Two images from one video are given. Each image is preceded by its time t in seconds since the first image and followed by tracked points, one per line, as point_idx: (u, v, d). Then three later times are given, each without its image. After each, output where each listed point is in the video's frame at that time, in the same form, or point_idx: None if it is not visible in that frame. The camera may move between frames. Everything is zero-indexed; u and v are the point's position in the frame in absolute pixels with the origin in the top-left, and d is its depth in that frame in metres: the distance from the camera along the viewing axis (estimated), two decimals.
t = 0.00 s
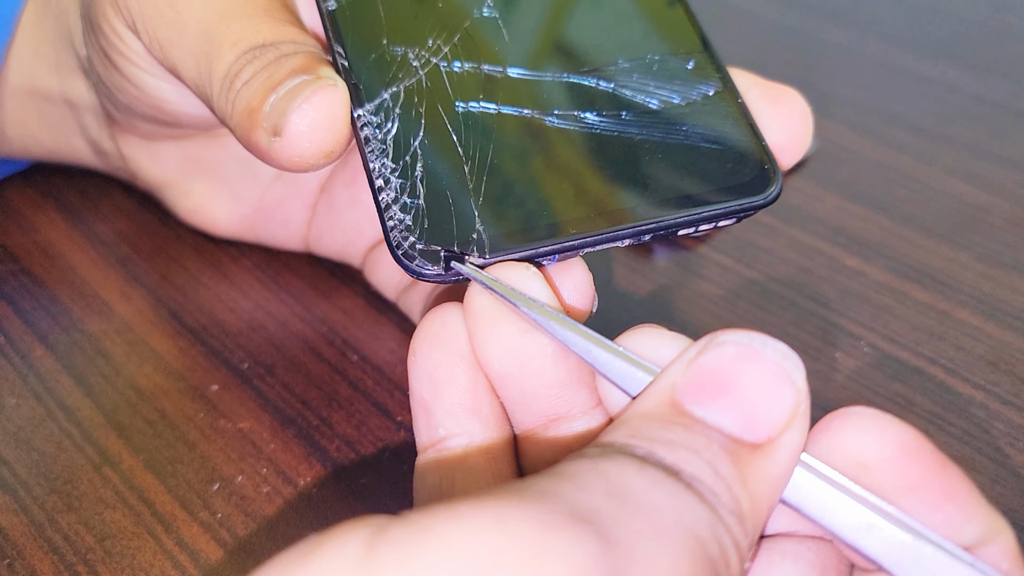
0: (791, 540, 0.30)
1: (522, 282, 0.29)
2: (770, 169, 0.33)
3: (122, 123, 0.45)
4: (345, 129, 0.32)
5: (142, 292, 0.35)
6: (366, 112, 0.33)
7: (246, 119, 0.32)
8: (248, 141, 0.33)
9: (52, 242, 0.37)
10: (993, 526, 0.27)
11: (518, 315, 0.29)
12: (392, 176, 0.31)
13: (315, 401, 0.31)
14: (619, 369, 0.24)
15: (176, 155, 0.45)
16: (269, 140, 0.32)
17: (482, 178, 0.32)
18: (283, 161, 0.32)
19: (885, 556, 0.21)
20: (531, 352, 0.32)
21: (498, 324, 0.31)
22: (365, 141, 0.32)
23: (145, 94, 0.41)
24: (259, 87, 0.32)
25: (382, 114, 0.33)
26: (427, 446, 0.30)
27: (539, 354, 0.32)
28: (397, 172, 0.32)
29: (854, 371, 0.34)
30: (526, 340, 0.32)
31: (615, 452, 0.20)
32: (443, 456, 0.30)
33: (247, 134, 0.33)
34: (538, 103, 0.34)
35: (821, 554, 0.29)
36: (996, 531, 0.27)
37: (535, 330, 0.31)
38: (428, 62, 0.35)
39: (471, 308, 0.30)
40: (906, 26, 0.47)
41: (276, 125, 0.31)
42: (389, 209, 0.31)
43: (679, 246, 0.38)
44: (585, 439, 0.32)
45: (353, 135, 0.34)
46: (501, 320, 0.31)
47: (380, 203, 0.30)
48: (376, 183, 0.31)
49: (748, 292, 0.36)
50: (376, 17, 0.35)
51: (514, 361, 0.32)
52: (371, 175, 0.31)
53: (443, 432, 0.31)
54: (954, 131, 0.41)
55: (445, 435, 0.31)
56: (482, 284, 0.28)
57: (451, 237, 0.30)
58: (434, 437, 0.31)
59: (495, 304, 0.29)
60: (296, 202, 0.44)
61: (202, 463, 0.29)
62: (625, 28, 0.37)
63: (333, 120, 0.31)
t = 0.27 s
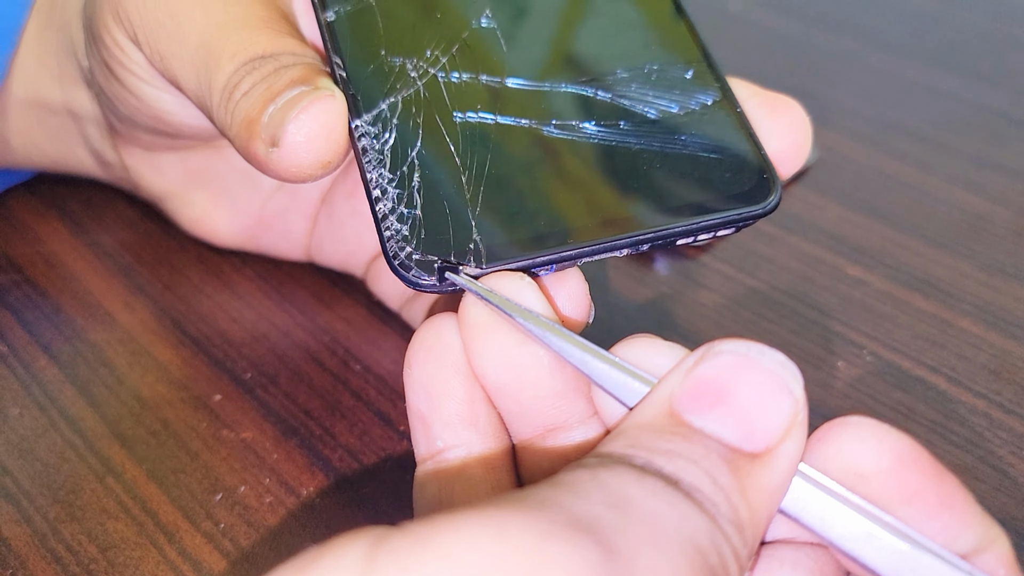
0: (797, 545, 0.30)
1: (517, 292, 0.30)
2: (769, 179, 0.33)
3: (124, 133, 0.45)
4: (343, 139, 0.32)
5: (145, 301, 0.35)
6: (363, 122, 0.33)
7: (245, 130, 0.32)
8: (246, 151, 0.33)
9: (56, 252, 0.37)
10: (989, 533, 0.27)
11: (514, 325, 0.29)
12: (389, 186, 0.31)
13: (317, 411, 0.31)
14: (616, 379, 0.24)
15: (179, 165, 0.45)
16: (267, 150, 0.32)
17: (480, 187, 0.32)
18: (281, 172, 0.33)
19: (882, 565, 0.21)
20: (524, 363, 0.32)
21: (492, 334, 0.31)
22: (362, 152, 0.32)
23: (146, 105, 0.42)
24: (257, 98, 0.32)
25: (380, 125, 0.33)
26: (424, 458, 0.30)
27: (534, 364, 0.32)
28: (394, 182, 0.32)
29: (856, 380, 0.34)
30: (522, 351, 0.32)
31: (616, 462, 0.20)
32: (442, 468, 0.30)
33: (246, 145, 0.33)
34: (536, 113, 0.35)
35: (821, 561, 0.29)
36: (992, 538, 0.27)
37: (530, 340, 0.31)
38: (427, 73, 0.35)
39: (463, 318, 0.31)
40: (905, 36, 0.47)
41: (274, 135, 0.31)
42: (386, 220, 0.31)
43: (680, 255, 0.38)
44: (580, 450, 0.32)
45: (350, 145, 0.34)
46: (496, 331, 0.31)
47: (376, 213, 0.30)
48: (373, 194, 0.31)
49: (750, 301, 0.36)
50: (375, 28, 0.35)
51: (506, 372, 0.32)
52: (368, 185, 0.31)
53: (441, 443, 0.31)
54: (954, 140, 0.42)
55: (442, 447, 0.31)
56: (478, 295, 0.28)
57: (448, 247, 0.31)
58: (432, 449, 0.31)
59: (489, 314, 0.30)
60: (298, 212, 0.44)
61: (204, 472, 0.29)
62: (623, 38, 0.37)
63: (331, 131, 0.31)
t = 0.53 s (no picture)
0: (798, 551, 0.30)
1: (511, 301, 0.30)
2: (771, 184, 0.33)
3: (125, 141, 0.45)
4: (341, 148, 0.32)
5: (147, 309, 0.35)
6: (362, 131, 0.33)
7: (243, 138, 0.32)
8: (245, 159, 0.33)
9: (57, 261, 0.37)
10: (990, 539, 0.27)
11: (511, 335, 0.29)
12: (388, 195, 0.31)
13: (319, 419, 0.31)
14: (615, 389, 0.24)
15: (181, 173, 0.45)
16: (265, 159, 0.32)
17: (479, 197, 0.32)
18: (279, 180, 0.33)
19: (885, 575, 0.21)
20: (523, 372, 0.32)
21: (490, 343, 0.31)
22: (361, 160, 0.32)
23: (145, 113, 0.42)
24: (256, 107, 0.32)
25: (379, 133, 0.33)
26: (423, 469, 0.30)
27: (532, 373, 0.32)
28: (392, 191, 0.31)
29: (859, 387, 0.34)
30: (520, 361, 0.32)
31: (615, 471, 0.20)
32: (441, 479, 0.30)
33: (244, 153, 0.33)
34: (536, 120, 0.34)
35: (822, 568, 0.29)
36: (993, 544, 0.27)
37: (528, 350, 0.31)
38: (426, 81, 0.35)
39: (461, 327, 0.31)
40: (905, 42, 0.47)
41: (272, 143, 0.31)
42: (384, 228, 0.31)
43: (683, 263, 0.38)
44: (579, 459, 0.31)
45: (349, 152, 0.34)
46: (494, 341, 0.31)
47: (375, 222, 0.30)
48: (371, 203, 0.31)
49: (752, 308, 0.36)
50: (374, 37, 0.35)
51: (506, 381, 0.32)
52: (367, 194, 0.31)
53: (441, 455, 0.31)
54: (956, 146, 0.42)
55: (441, 457, 0.31)
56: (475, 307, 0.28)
57: (447, 256, 0.31)
58: (431, 460, 0.31)
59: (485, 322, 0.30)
60: (300, 219, 0.44)
61: (207, 481, 0.29)
62: (622, 45, 0.37)
63: (330, 140, 0.31)
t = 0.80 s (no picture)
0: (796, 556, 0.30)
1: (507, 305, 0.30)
2: (774, 180, 0.33)
3: (130, 141, 0.45)
4: (351, 147, 0.32)
5: (149, 310, 0.35)
6: (371, 131, 0.33)
7: (252, 136, 0.32)
8: (253, 158, 0.33)
9: (60, 262, 0.37)
10: (988, 547, 0.27)
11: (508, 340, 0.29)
12: (398, 194, 0.32)
13: (320, 420, 0.31)
14: (614, 398, 0.24)
15: (184, 175, 0.45)
16: (275, 157, 0.32)
17: (486, 195, 0.32)
18: (289, 178, 0.33)
19: None
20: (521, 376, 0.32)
21: (486, 347, 0.31)
22: (371, 160, 0.32)
23: (151, 110, 0.42)
24: (265, 105, 0.32)
25: (387, 133, 0.33)
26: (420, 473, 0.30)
27: (529, 379, 0.32)
28: (402, 190, 0.32)
29: (859, 389, 0.34)
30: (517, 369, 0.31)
31: (616, 480, 0.20)
32: (437, 484, 0.31)
33: (253, 150, 0.33)
34: (543, 119, 0.35)
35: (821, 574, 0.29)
36: (990, 552, 0.27)
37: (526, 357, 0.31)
38: (433, 81, 0.35)
39: (456, 330, 0.31)
40: (907, 44, 0.47)
41: (282, 142, 0.31)
42: (395, 227, 0.31)
43: (684, 265, 0.38)
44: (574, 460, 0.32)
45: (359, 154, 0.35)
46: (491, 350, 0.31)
47: (385, 220, 0.31)
48: (382, 202, 0.31)
49: (753, 310, 0.36)
50: (381, 38, 0.36)
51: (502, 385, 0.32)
52: (377, 194, 0.32)
53: (436, 459, 0.32)
54: (956, 148, 0.42)
55: (438, 463, 0.32)
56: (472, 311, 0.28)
57: (457, 253, 0.31)
58: (428, 465, 0.31)
59: (481, 328, 0.30)
60: (302, 220, 0.44)
61: (207, 481, 0.29)
62: (629, 44, 0.37)
63: (340, 139, 0.31)
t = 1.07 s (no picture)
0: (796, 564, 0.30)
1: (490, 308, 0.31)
2: (778, 173, 0.33)
3: (131, 141, 0.45)
4: (358, 146, 0.32)
5: (149, 311, 0.35)
6: (378, 130, 0.33)
7: (259, 136, 0.32)
8: (260, 157, 0.33)
9: (60, 262, 0.37)
10: (989, 562, 0.27)
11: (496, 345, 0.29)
12: (406, 192, 0.32)
13: (320, 421, 0.31)
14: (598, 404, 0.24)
15: (184, 175, 0.45)
16: (283, 157, 0.32)
17: (493, 192, 0.32)
18: (296, 178, 0.32)
19: None
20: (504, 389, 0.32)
21: (471, 358, 0.31)
22: (378, 158, 0.33)
23: (155, 110, 0.42)
24: (271, 105, 0.32)
25: (394, 131, 0.33)
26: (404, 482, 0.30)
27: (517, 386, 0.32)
28: (410, 188, 0.32)
29: (858, 390, 0.34)
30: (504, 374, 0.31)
31: (614, 508, 0.20)
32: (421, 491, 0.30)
33: (260, 151, 0.33)
34: (548, 117, 0.35)
35: None
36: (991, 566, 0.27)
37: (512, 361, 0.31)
38: (439, 80, 0.35)
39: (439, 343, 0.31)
40: (908, 45, 0.47)
41: (290, 142, 0.31)
42: (404, 225, 0.31)
43: (683, 266, 0.38)
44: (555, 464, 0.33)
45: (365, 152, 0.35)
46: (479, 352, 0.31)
47: (394, 219, 0.31)
48: (390, 201, 0.31)
49: (752, 311, 0.36)
50: (385, 38, 0.35)
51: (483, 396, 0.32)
52: (385, 192, 0.32)
53: (420, 469, 0.31)
54: (956, 150, 0.42)
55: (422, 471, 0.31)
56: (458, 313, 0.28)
57: (465, 249, 0.31)
58: (411, 473, 0.31)
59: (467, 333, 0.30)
60: (302, 220, 0.44)
61: (206, 483, 0.29)
62: (633, 40, 0.37)
63: (347, 138, 0.31)
